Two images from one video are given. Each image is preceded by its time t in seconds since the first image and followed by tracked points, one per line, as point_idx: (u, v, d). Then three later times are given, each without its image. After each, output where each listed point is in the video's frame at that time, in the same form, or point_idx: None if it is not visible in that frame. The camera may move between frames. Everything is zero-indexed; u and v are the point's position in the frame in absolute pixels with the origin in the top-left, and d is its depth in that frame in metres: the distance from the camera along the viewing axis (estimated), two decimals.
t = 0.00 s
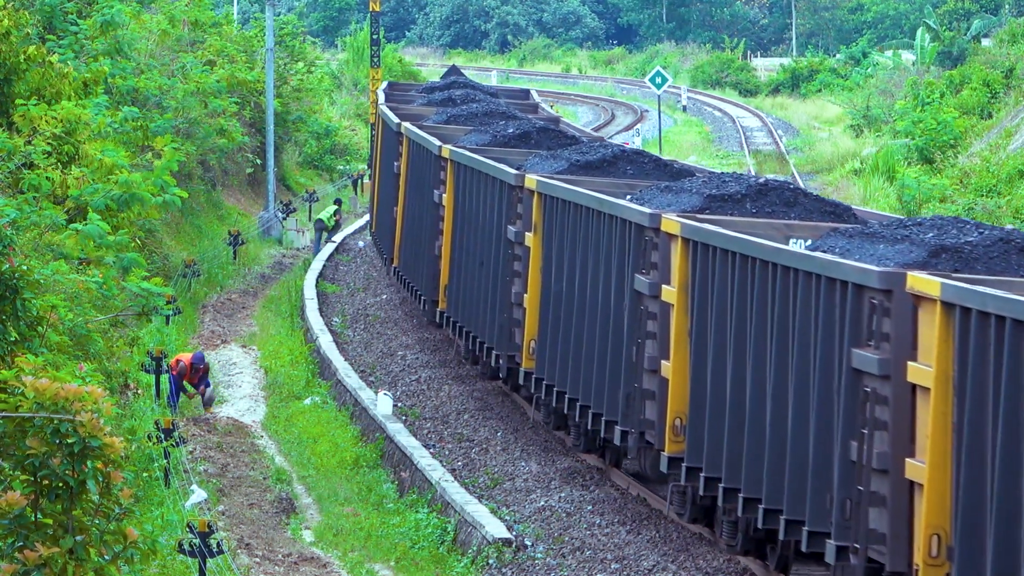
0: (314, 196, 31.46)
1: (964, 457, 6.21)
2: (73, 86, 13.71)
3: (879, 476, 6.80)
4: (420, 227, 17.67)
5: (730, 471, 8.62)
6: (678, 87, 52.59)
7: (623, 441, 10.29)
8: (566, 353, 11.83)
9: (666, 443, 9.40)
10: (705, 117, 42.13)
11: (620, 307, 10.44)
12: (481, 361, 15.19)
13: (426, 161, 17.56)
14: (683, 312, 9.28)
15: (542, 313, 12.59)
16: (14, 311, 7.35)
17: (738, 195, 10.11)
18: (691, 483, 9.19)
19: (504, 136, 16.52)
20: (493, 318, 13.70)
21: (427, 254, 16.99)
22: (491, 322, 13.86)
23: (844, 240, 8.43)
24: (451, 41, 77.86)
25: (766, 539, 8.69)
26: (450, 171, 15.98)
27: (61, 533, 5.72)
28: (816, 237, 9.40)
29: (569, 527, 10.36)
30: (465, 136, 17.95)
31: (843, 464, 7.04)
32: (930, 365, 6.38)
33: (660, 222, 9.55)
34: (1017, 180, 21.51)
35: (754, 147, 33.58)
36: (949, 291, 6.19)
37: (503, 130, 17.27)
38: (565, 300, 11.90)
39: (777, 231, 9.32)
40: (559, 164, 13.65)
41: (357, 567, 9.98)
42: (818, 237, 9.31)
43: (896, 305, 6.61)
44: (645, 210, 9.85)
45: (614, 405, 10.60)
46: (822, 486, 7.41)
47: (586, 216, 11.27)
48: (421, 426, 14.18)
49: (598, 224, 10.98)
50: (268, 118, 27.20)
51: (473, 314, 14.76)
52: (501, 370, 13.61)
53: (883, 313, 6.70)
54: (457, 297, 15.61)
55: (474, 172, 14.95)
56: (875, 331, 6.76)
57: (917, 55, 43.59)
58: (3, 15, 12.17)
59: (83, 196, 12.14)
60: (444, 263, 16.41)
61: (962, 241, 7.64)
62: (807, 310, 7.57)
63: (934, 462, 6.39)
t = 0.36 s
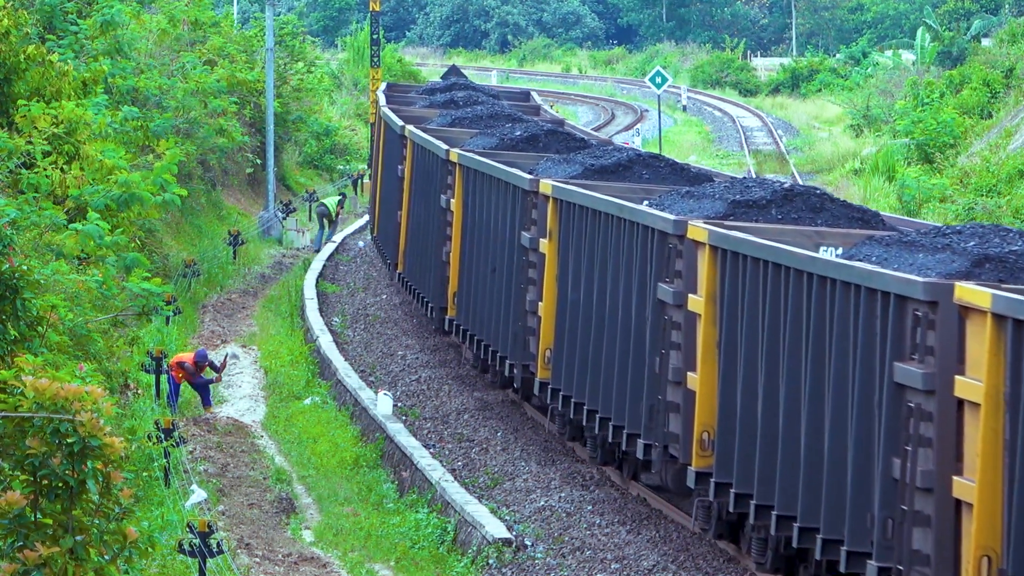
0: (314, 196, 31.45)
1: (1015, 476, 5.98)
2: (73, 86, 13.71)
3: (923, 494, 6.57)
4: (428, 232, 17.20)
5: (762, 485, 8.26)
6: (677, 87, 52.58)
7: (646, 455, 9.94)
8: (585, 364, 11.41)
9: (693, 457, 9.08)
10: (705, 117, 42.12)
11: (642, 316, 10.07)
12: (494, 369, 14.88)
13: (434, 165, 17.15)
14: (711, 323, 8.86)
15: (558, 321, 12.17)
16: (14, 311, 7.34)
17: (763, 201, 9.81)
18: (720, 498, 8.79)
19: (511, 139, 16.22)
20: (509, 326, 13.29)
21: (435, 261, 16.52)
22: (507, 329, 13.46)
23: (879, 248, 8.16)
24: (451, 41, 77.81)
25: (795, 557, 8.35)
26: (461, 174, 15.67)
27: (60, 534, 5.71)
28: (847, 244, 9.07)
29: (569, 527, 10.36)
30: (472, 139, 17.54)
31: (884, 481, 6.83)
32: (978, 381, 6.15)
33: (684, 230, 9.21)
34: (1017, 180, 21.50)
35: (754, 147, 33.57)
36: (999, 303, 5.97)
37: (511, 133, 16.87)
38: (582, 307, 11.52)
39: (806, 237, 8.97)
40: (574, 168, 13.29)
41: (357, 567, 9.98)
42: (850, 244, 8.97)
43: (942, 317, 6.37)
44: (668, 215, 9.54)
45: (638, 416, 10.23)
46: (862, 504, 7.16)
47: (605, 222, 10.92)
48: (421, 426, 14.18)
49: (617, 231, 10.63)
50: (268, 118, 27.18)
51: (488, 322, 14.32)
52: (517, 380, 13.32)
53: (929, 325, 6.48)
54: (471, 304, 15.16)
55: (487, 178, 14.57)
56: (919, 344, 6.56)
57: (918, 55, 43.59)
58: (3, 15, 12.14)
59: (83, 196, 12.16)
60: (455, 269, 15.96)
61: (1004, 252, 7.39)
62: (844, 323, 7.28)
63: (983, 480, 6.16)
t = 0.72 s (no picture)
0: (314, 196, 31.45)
1: None
2: (73, 86, 13.70)
3: (971, 514, 6.19)
4: (435, 239, 16.67)
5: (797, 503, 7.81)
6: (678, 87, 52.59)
7: (671, 470, 9.43)
8: (602, 375, 10.87)
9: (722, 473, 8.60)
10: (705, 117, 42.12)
11: (663, 327, 9.54)
12: (505, 378, 14.38)
13: (438, 167, 16.70)
14: (740, 334, 8.39)
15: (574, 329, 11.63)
16: (14, 311, 7.34)
17: (789, 207, 9.35)
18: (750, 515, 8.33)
19: (520, 143, 15.66)
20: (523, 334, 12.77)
21: (444, 268, 16.00)
22: (521, 338, 12.92)
23: (918, 258, 7.75)
24: (451, 41, 77.85)
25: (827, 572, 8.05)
26: (472, 177, 15.16)
27: (60, 533, 5.72)
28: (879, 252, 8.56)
29: (569, 527, 10.36)
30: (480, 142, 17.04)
31: (927, 500, 6.42)
32: None
33: (713, 237, 8.72)
34: (1017, 180, 21.50)
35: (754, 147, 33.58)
36: None
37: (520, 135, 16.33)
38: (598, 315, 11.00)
39: (840, 245, 8.49)
40: (590, 172, 12.77)
41: (356, 567, 9.97)
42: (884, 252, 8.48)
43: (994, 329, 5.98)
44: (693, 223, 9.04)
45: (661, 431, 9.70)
46: (904, 524, 6.76)
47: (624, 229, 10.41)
48: (421, 426, 14.19)
49: (637, 237, 10.12)
50: (268, 118, 27.17)
51: (501, 330, 13.78)
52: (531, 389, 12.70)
53: (977, 338, 6.10)
54: (483, 312, 14.62)
55: (499, 182, 14.04)
56: (966, 358, 6.17)
57: (918, 54, 43.59)
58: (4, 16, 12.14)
59: (83, 197, 12.17)
60: (466, 275, 15.44)
61: None
62: (886, 334, 6.82)
63: None
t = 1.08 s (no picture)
0: (314, 196, 31.44)
1: None
2: (74, 86, 13.70)
3: None
4: (443, 244, 16.26)
5: (835, 519, 7.48)
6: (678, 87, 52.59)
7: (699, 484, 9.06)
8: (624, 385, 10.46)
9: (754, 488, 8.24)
10: (705, 117, 42.12)
11: (693, 337, 9.15)
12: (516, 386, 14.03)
13: (441, 168, 16.64)
14: (773, 345, 8.07)
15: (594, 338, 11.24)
16: (14, 311, 7.35)
17: (820, 214, 8.94)
18: (784, 532, 7.99)
19: (529, 146, 15.33)
20: (540, 343, 12.36)
21: (452, 273, 15.63)
22: (536, 347, 12.55)
23: (962, 267, 7.45)
24: (451, 41, 77.84)
25: None
26: (484, 182, 14.75)
27: (60, 533, 5.72)
28: (915, 260, 8.26)
29: (569, 527, 10.36)
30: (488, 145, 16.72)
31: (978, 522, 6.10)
32: None
33: (746, 247, 8.33)
34: (1017, 180, 21.51)
35: (754, 147, 33.58)
36: None
37: (529, 139, 15.98)
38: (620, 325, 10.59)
39: (873, 253, 8.18)
40: (606, 178, 12.41)
41: (356, 567, 9.97)
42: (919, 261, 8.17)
43: None
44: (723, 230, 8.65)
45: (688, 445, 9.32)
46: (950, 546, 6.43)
47: (649, 236, 10.03)
48: (420, 426, 14.19)
49: (663, 244, 9.75)
50: (268, 118, 27.16)
51: (515, 339, 13.38)
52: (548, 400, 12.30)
53: None
54: (496, 319, 14.21)
55: (512, 187, 13.67)
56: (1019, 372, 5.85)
57: (918, 54, 43.58)
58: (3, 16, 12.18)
59: (83, 197, 12.17)
60: (477, 282, 15.04)
61: None
62: (931, 348, 6.50)
63: None
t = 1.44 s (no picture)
0: (314, 196, 31.42)
1: None
2: (73, 86, 13.70)
3: None
4: (452, 251, 15.77)
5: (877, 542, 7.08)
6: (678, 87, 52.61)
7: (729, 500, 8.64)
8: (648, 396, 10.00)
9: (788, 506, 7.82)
10: (705, 117, 42.11)
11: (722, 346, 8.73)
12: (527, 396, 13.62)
13: (443, 170, 16.55)
14: (808, 356, 7.60)
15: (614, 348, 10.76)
16: (14, 311, 7.35)
17: (852, 220, 8.51)
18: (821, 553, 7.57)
19: (543, 149, 14.88)
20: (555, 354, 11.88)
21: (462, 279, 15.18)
22: (554, 358, 12.06)
23: (1007, 276, 7.05)
24: (451, 41, 77.87)
25: None
26: (493, 189, 14.29)
27: (60, 533, 5.73)
28: (955, 269, 7.69)
29: (569, 527, 10.36)
30: (497, 150, 16.28)
31: None
32: None
33: (776, 255, 7.88)
34: (1017, 180, 21.50)
35: (754, 147, 33.57)
36: None
37: (539, 142, 15.56)
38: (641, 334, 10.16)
39: (910, 262, 7.65)
40: (621, 182, 11.97)
41: (356, 567, 9.97)
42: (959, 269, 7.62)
43: None
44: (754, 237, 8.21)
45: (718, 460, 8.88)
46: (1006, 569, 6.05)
47: (673, 242, 9.55)
48: (421, 426, 14.19)
49: (687, 252, 9.33)
50: (269, 118, 27.16)
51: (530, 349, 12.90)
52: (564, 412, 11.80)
53: None
54: (509, 329, 13.69)
55: (524, 192, 13.21)
56: None
57: (918, 54, 43.57)
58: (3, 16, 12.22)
59: (83, 197, 12.17)
60: (487, 290, 14.53)
61: None
62: (984, 361, 6.11)
63: None
